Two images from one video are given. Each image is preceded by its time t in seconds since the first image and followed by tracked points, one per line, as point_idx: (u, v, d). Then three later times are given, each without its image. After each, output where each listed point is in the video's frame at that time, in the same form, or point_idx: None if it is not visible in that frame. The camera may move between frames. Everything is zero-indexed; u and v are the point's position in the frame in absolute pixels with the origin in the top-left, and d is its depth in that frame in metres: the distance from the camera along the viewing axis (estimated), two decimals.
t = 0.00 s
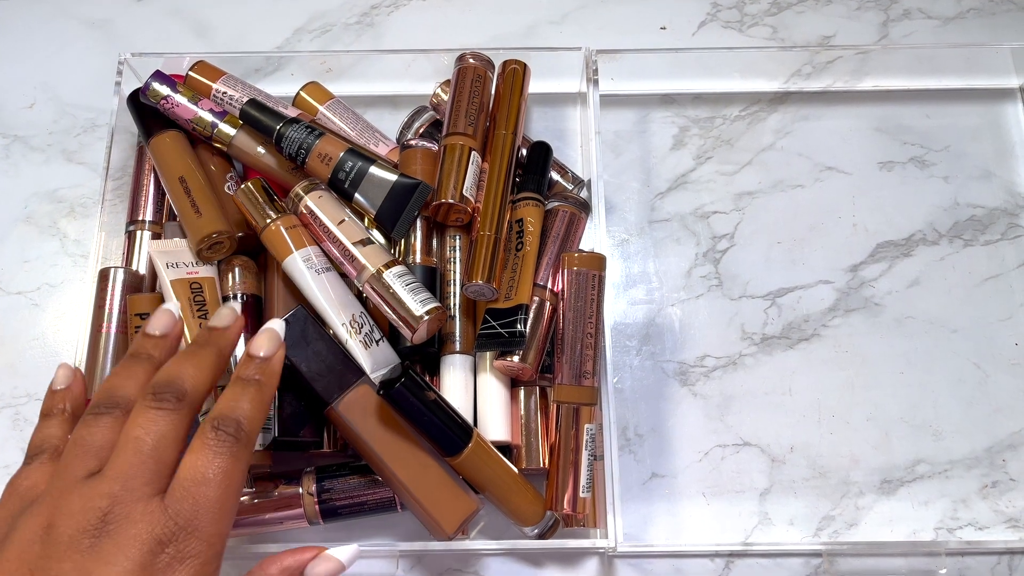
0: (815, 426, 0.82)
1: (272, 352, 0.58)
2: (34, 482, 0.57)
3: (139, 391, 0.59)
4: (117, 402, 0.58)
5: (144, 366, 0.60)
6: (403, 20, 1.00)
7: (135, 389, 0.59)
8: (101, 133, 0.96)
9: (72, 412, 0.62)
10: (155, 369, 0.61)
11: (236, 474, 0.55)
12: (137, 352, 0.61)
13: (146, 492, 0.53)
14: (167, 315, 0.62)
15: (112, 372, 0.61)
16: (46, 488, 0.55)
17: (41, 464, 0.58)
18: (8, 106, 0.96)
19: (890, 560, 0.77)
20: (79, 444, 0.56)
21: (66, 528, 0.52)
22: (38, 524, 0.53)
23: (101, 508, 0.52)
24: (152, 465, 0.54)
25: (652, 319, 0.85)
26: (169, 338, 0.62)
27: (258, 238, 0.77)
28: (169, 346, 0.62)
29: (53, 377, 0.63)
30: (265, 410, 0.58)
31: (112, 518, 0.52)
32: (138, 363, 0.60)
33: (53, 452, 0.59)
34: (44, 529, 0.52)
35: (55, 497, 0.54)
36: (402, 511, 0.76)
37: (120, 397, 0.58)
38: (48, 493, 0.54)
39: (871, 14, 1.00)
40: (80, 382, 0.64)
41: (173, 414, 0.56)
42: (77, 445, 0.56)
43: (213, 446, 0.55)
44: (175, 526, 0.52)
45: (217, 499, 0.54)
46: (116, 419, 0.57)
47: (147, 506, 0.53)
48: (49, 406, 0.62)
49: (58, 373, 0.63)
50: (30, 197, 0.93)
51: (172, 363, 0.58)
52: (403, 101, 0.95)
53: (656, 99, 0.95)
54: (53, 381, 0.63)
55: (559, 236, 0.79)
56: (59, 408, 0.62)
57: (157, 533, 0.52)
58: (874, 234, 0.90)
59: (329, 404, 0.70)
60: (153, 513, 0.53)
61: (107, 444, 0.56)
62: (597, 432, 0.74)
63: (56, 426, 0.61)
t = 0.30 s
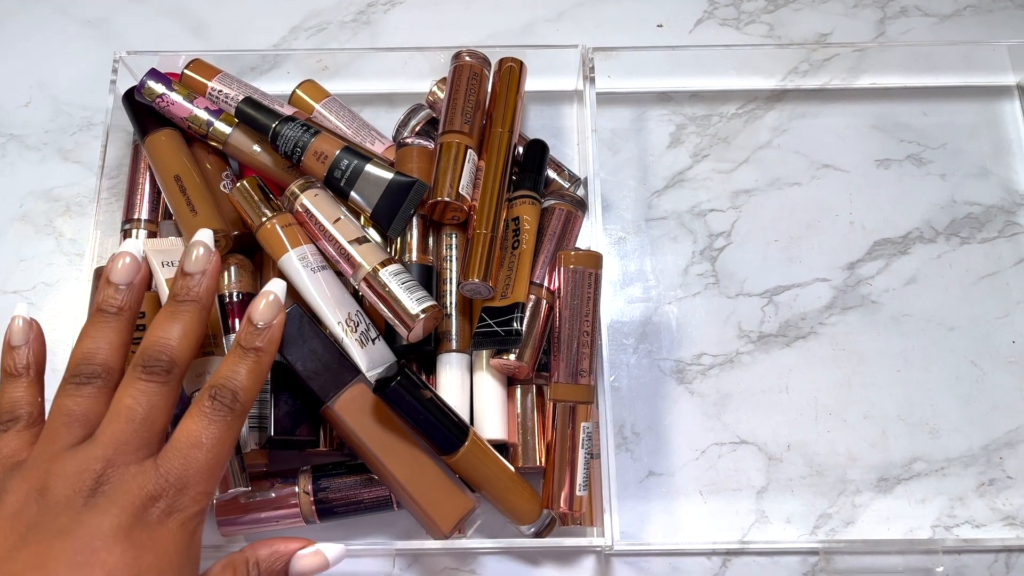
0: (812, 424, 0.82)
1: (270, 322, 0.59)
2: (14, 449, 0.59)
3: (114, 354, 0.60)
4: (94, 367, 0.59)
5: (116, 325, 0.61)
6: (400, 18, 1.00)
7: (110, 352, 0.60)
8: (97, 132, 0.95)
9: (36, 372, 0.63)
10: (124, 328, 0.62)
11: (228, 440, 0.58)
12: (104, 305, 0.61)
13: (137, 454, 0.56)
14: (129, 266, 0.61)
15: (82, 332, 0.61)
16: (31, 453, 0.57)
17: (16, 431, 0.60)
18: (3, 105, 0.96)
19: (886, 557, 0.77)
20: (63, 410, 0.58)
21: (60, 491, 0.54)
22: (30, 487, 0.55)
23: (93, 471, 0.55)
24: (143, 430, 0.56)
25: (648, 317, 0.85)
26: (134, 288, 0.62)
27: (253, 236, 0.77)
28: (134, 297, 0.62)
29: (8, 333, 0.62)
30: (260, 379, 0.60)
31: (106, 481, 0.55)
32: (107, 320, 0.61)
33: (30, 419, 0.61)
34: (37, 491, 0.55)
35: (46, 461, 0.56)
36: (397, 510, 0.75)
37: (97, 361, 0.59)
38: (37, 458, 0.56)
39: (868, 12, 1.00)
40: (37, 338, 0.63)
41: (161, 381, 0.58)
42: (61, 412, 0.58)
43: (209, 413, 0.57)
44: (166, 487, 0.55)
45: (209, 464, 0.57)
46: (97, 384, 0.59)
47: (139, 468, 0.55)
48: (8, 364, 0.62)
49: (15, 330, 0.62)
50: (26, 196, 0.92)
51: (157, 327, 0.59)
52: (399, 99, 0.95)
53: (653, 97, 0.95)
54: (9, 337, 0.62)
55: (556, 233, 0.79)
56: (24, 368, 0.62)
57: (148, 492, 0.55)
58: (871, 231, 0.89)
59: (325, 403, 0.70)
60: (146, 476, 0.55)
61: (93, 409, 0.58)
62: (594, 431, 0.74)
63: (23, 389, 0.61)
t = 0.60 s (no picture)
0: (813, 422, 0.82)
1: (270, 318, 0.64)
2: (38, 455, 0.64)
3: (131, 368, 0.67)
4: (110, 379, 0.66)
5: (134, 345, 0.68)
6: (399, 17, 1.00)
7: (125, 366, 0.67)
8: (96, 131, 0.95)
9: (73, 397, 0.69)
10: (143, 347, 0.69)
11: (224, 430, 0.61)
12: (125, 330, 0.69)
13: (142, 442, 0.60)
14: (145, 297, 0.70)
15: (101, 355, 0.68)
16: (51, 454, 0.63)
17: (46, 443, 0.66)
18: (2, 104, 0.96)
19: (886, 556, 0.77)
20: (81, 413, 0.64)
21: (68, 475, 0.58)
22: (43, 476, 0.59)
23: (101, 455, 0.59)
24: (148, 423, 0.61)
25: (649, 315, 0.85)
26: (151, 316, 0.70)
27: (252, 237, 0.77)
28: (152, 323, 0.70)
29: (58, 364, 0.70)
30: (258, 375, 0.64)
31: (111, 464, 0.59)
32: (126, 342, 0.68)
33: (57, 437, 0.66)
34: (48, 477, 0.59)
35: (61, 453, 0.61)
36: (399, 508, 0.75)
37: (114, 375, 0.66)
38: (55, 452, 0.61)
39: (868, 10, 1.00)
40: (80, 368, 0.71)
41: (169, 381, 0.63)
42: (82, 413, 0.64)
43: (207, 403, 0.61)
44: (164, 469, 0.58)
45: (206, 451, 0.60)
46: (112, 392, 0.65)
47: (141, 452, 0.59)
48: (55, 390, 0.69)
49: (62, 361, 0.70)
50: (25, 195, 0.92)
51: (168, 338, 0.66)
52: (399, 98, 0.95)
53: (653, 95, 0.94)
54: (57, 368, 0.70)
55: (556, 232, 0.79)
56: (65, 394, 0.69)
57: (147, 473, 0.58)
58: (871, 229, 0.89)
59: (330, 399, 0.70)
60: (146, 461, 0.59)
61: (110, 412, 0.64)
62: (595, 429, 0.74)
63: (60, 411, 0.68)
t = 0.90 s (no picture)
0: (816, 420, 0.82)
1: (235, 320, 0.63)
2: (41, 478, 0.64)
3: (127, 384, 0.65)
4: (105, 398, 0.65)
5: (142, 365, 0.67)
6: (399, 15, 1.00)
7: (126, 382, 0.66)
8: (97, 130, 0.95)
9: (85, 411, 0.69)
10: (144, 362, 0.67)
11: (203, 442, 0.59)
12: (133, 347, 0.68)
13: (122, 462, 0.58)
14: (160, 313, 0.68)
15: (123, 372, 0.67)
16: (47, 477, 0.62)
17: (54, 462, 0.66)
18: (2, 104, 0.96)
19: (890, 554, 0.77)
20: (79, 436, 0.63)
21: (51, 501, 0.57)
22: (32, 505, 0.59)
23: (83, 479, 0.58)
24: (127, 441, 0.59)
25: (651, 314, 0.85)
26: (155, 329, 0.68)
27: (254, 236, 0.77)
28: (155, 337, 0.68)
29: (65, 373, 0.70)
30: (232, 384, 0.62)
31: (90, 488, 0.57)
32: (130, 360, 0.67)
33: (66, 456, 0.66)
34: (35, 506, 0.58)
35: (49, 480, 0.60)
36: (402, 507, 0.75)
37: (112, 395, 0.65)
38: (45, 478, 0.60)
39: (869, 7, 1.00)
40: (88, 377, 0.70)
41: (148, 396, 0.61)
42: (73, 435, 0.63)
43: (182, 416, 0.59)
44: (143, 489, 0.57)
45: (186, 467, 0.58)
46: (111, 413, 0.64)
47: (120, 474, 0.57)
48: (65, 402, 0.69)
49: (71, 369, 0.70)
50: (26, 195, 0.92)
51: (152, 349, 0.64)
52: (399, 97, 0.95)
53: (654, 93, 0.94)
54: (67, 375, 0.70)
55: (558, 231, 0.79)
56: (74, 405, 0.69)
57: (125, 496, 0.56)
58: (873, 227, 0.89)
59: (331, 400, 0.70)
60: (122, 481, 0.57)
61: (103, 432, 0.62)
62: (597, 428, 0.74)
63: (71, 424, 0.68)
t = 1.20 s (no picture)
0: (813, 418, 0.82)
1: (161, 307, 0.66)
2: None
3: (49, 375, 0.69)
4: (30, 392, 0.67)
5: (43, 350, 0.69)
6: (396, 15, 1.00)
7: (44, 371, 0.69)
8: (93, 130, 0.95)
9: None
10: (57, 349, 0.70)
11: (149, 422, 0.64)
12: (34, 334, 0.69)
13: (70, 454, 0.63)
14: (43, 292, 0.69)
15: (19, 359, 0.70)
16: None
17: None
18: None
19: (888, 552, 0.77)
20: (4, 433, 0.65)
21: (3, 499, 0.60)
22: None
23: (33, 476, 0.61)
24: (72, 433, 0.64)
25: (648, 313, 0.85)
26: (55, 313, 0.70)
27: (251, 236, 0.77)
28: (61, 319, 0.71)
29: None
30: (170, 366, 0.66)
31: (43, 482, 0.61)
32: (37, 348, 0.69)
33: None
34: None
35: None
36: (400, 507, 0.75)
37: (33, 387, 0.68)
38: None
39: (866, 5, 0.99)
40: None
41: (84, 386, 0.66)
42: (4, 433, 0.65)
43: (128, 402, 0.63)
44: (96, 474, 0.60)
45: (137, 447, 0.63)
46: (32, 406, 0.67)
47: (71, 466, 0.62)
48: None
49: None
50: (22, 195, 0.92)
51: (76, 339, 0.67)
52: (396, 96, 0.95)
53: (651, 92, 0.94)
54: None
55: (555, 230, 0.79)
56: None
57: (80, 483, 0.60)
58: (871, 224, 0.89)
59: (328, 399, 0.70)
60: (76, 469, 0.61)
61: (33, 428, 0.66)
62: (595, 427, 0.74)
63: None
